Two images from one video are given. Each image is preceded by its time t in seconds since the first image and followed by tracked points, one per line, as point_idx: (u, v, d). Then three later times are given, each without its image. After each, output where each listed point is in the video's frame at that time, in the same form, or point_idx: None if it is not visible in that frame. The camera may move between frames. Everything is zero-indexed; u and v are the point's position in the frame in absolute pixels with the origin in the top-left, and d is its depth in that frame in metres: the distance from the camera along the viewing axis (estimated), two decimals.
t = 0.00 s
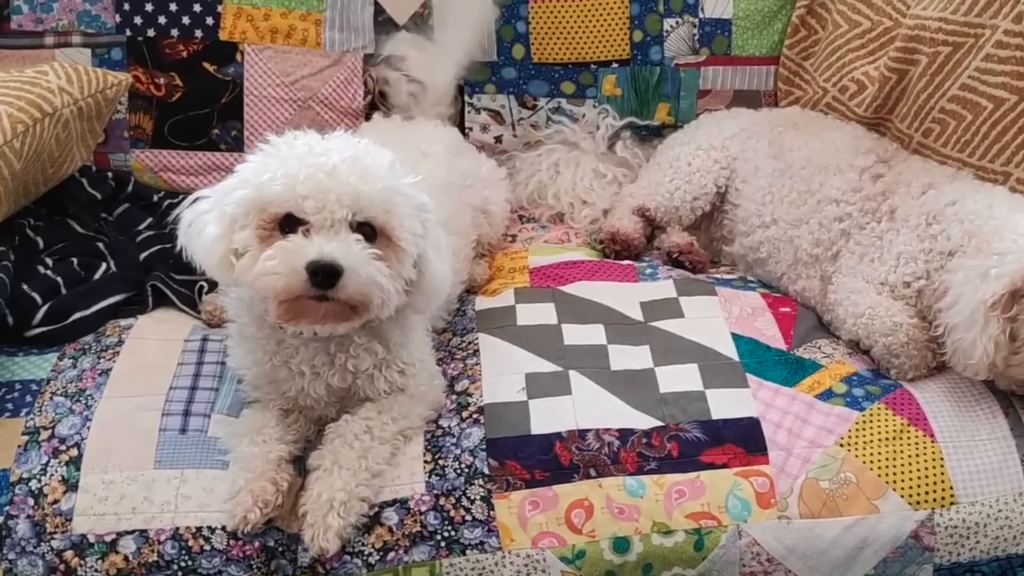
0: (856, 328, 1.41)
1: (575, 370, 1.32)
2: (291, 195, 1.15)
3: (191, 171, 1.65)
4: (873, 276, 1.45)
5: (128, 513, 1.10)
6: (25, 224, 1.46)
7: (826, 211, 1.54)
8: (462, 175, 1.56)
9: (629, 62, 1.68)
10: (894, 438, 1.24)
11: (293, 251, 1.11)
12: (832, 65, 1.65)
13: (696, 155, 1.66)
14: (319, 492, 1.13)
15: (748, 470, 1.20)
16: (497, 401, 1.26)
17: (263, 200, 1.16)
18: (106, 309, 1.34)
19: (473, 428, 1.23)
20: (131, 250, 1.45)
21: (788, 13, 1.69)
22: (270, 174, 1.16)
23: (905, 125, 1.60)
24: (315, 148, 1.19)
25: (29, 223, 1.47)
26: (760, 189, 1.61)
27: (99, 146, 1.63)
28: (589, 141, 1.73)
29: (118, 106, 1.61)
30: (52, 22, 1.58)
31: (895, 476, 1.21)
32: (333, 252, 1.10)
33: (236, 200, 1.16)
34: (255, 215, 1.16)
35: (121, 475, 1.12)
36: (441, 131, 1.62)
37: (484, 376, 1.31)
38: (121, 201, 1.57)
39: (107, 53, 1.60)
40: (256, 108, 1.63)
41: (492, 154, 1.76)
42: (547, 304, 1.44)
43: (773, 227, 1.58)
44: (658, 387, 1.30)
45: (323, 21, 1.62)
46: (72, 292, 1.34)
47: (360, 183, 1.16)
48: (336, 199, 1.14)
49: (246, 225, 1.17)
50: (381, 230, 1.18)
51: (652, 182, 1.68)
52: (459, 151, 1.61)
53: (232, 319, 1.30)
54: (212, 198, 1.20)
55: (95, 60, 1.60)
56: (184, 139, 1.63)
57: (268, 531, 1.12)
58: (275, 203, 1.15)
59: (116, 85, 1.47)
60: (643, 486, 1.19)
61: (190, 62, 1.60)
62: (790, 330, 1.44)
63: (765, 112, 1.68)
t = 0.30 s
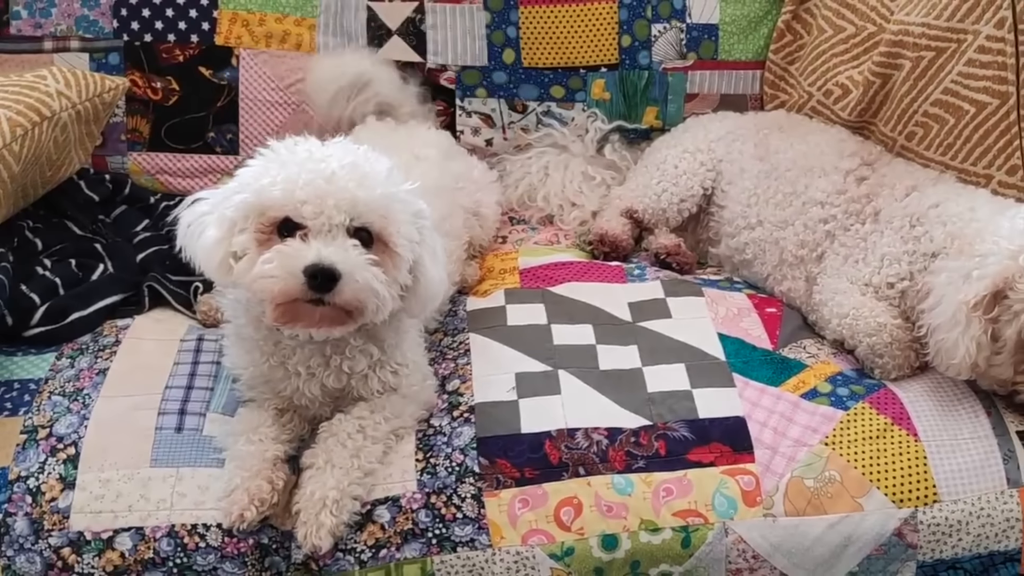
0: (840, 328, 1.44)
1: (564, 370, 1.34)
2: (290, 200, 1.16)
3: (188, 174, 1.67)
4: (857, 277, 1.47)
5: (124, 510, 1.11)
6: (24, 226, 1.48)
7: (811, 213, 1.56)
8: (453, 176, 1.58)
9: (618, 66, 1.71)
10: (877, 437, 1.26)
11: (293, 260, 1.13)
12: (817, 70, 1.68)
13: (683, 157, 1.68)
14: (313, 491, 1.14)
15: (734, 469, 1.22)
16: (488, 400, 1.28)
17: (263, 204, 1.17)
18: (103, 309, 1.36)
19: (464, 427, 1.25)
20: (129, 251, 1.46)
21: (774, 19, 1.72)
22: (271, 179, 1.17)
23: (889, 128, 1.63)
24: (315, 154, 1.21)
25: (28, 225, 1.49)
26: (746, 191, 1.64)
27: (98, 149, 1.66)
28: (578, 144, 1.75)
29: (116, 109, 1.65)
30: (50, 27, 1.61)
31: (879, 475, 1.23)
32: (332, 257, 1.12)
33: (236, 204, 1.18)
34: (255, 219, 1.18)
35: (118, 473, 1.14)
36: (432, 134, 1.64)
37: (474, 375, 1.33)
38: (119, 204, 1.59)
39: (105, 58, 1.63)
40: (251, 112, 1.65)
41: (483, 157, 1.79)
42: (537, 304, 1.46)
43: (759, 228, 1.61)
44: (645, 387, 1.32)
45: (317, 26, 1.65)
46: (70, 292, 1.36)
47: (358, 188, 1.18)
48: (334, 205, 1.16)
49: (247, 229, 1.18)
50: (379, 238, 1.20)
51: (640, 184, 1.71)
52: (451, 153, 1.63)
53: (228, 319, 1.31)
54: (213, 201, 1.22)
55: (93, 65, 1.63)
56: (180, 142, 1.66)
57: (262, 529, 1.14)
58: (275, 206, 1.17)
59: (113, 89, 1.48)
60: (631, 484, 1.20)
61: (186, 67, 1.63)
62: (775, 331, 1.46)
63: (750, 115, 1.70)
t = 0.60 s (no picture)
0: (824, 328, 1.46)
1: (552, 369, 1.36)
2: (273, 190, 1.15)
3: (183, 176, 1.72)
4: (840, 278, 1.50)
5: (120, 507, 1.13)
6: (23, 228, 1.49)
7: (795, 215, 1.59)
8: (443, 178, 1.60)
9: (605, 71, 1.74)
10: (860, 435, 1.28)
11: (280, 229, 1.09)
12: (800, 74, 1.70)
13: (669, 160, 1.71)
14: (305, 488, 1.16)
15: (719, 466, 1.24)
16: (477, 398, 1.30)
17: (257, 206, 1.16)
18: (100, 309, 1.37)
19: (454, 426, 1.26)
20: (124, 252, 1.48)
21: (758, 24, 1.74)
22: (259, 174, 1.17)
23: (871, 131, 1.66)
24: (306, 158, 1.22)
25: (27, 227, 1.50)
26: (730, 193, 1.66)
27: (95, 152, 1.70)
28: (566, 147, 1.77)
29: (113, 113, 1.68)
30: (47, 32, 1.65)
31: (862, 472, 1.25)
32: (327, 230, 1.09)
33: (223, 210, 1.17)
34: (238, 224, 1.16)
35: (114, 471, 1.15)
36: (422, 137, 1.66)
37: (464, 374, 1.35)
38: (115, 206, 1.62)
39: (101, 63, 1.66)
40: (245, 115, 1.70)
41: (473, 160, 1.81)
42: (526, 304, 1.48)
43: (743, 230, 1.63)
44: (631, 385, 1.34)
45: (310, 31, 1.69)
46: (67, 293, 1.37)
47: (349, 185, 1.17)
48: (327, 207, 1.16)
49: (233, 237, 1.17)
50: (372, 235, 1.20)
51: (627, 187, 1.73)
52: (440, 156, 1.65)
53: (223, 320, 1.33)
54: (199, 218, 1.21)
55: (90, 69, 1.66)
56: (175, 145, 1.70)
57: (256, 526, 1.16)
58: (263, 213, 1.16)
59: (110, 94, 1.49)
60: (617, 482, 1.22)
61: (181, 72, 1.67)
62: (759, 331, 1.49)
63: (735, 119, 1.73)
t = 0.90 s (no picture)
0: (807, 326, 1.49)
1: (540, 367, 1.38)
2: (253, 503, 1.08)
3: (178, 177, 1.74)
4: (823, 277, 1.53)
5: (115, 502, 1.15)
6: (20, 228, 1.50)
7: (778, 215, 1.61)
8: (433, 179, 1.62)
9: (593, 73, 1.76)
10: (842, 432, 1.30)
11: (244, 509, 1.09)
12: (785, 77, 1.73)
13: (656, 161, 1.73)
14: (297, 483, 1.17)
15: (705, 462, 1.27)
16: (466, 396, 1.32)
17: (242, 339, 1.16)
18: (96, 308, 1.39)
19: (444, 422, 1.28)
20: (120, 252, 1.51)
21: (743, 27, 1.77)
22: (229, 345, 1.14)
23: (854, 133, 1.68)
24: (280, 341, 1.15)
25: (24, 227, 1.51)
26: (716, 194, 1.69)
27: (91, 153, 1.71)
28: (555, 148, 1.79)
29: (108, 115, 1.70)
30: (45, 35, 1.65)
31: (845, 468, 1.27)
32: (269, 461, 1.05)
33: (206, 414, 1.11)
34: (236, 348, 1.15)
35: (110, 467, 1.17)
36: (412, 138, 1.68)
37: (454, 371, 1.37)
38: (111, 206, 1.64)
39: (97, 65, 1.67)
40: (239, 117, 1.72)
41: (463, 161, 1.83)
42: (514, 303, 1.51)
43: (729, 230, 1.66)
44: (618, 382, 1.36)
45: (302, 34, 1.70)
46: (63, 292, 1.39)
47: (311, 412, 1.08)
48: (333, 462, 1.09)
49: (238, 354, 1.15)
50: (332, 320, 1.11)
51: (614, 187, 1.76)
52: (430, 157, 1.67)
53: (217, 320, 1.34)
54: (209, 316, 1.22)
55: (87, 71, 1.67)
56: (170, 146, 1.72)
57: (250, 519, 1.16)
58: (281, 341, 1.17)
59: (105, 95, 1.52)
60: (604, 477, 1.25)
61: (176, 74, 1.69)
62: (744, 329, 1.51)
63: (721, 120, 1.76)
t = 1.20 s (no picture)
0: (794, 325, 1.51)
1: (531, 365, 1.40)
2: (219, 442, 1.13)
3: (175, 179, 1.76)
4: (809, 277, 1.56)
5: (112, 499, 1.17)
6: (19, 228, 1.51)
7: (765, 216, 1.64)
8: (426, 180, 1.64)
9: (582, 76, 1.79)
10: (828, 429, 1.33)
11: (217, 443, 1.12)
12: (771, 80, 1.76)
13: (645, 163, 1.76)
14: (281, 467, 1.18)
15: (693, 459, 1.29)
16: (457, 393, 1.34)
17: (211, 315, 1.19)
18: (94, 308, 1.40)
19: (436, 420, 1.30)
20: (118, 253, 1.52)
21: (730, 31, 1.79)
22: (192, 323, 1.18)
23: (838, 135, 1.71)
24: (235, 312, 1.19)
25: (23, 227, 1.52)
26: (704, 196, 1.71)
27: (89, 155, 1.73)
28: (545, 150, 1.82)
29: (106, 117, 1.72)
30: (44, 39, 1.68)
31: (830, 465, 1.29)
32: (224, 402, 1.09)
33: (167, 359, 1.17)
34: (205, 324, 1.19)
35: (108, 463, 1.19)
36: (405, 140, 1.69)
37: (446, 370, 1.39)
38: (109, 207, 1.66)
39: (96, 69, 1.70)
40: (235, 120, 1.74)
41: (455, 162, 1.85)
42: (505, 302, 1.53)
43: (717, 231, 1.68)
44: (608, 380, 1.38)
45: (297, 38, 1.72)
46: (62, 292, 1.40)
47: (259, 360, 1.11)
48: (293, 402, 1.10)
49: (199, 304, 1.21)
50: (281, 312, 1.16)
51: (604, 189, 1.78)
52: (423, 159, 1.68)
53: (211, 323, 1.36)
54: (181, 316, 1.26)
55: (85, 75, 1.70)
56: (167, 148, 1.74)
57: (245, 515, 1.19)
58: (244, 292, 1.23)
59: (103, 98, 1.53)
60: (594, 474, 1.27)
61: (173, 77, 1.71)
62: (731, 328, 1.54)
63: (708, 123, 1.78)
